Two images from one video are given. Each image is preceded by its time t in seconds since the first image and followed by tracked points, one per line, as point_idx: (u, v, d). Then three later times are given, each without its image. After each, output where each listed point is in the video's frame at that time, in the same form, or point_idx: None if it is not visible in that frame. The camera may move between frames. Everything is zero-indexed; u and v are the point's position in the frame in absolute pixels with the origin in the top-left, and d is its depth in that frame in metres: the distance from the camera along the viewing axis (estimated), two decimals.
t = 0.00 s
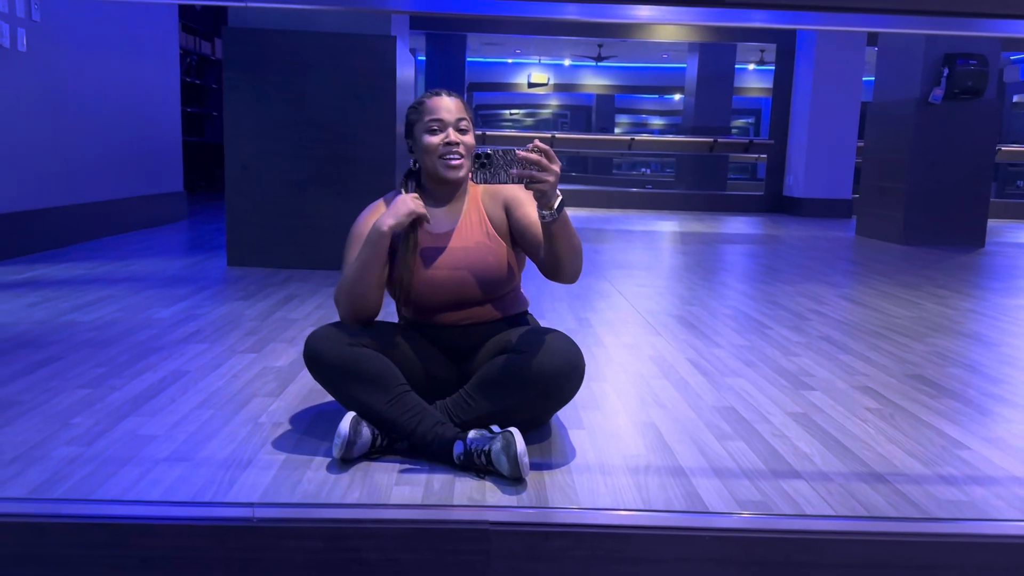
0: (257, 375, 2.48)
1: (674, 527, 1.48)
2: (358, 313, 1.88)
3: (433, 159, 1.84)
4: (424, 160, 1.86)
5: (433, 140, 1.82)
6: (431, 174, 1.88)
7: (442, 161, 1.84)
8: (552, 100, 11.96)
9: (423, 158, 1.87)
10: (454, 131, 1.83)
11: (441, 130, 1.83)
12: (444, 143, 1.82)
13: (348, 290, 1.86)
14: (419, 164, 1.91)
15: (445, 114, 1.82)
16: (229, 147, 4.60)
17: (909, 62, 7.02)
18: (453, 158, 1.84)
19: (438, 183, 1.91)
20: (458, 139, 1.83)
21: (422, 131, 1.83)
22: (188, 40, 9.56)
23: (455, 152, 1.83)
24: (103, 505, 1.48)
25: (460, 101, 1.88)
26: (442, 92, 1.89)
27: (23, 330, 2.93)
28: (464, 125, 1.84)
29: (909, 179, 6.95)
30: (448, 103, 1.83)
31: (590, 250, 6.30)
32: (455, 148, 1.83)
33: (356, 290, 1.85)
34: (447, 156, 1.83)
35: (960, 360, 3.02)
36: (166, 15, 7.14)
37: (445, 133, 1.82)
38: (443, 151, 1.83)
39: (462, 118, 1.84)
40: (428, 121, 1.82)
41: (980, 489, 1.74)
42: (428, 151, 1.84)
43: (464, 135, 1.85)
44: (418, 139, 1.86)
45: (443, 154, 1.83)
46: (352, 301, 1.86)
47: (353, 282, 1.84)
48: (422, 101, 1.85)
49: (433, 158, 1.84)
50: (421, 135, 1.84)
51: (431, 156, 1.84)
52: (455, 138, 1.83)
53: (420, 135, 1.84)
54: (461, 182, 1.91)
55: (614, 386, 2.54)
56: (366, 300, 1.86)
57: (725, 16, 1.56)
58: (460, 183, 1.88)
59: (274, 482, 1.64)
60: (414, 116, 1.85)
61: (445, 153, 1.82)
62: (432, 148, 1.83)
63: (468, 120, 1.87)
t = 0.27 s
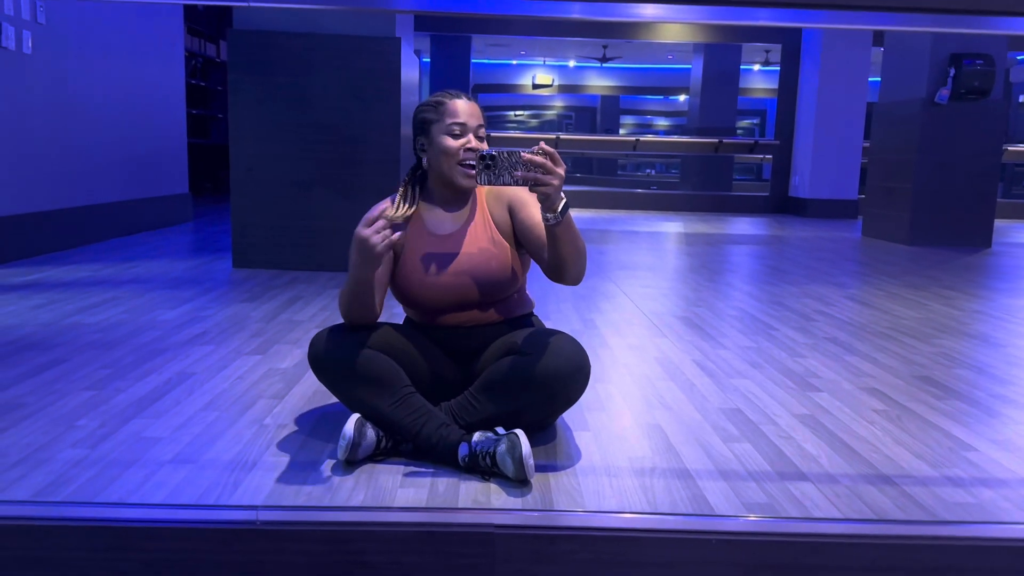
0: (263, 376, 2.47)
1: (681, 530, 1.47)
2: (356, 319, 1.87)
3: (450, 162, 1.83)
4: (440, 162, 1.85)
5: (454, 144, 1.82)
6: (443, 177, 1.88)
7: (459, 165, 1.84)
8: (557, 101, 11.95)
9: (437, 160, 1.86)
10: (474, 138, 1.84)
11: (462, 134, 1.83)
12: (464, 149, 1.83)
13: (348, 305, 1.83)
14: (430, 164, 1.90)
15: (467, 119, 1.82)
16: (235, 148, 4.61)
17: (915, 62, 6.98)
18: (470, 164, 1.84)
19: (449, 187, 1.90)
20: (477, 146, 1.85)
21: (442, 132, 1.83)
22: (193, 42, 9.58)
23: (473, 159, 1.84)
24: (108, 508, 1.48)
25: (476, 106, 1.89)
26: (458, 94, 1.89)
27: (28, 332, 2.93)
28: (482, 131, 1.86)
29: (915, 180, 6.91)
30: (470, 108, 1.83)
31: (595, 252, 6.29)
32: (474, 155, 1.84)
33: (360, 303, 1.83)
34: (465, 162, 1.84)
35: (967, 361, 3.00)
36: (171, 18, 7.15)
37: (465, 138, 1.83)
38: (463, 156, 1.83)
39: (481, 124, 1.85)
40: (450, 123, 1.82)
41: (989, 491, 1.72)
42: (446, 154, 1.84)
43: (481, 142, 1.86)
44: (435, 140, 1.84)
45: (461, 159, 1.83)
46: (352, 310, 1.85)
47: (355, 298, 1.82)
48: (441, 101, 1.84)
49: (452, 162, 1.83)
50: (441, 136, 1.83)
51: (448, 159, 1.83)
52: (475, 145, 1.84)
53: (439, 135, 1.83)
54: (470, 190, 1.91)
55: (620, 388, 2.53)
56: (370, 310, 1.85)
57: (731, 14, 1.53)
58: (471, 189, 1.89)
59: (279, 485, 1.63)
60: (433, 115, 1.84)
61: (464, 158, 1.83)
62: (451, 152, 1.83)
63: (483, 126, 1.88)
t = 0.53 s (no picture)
0: (262, 372, 2.47)
1: (681, 524, 1.46)
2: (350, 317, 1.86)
3: (448, 161, 1.83)
4: (438, 159, 1.85)
5: (452, 144, 1.81)
6: (441, 174, 1.88)
7: (456, 165, 1.83)
8: (559, 99, 11.94)
9: (435, 156, 1.86)
10: (473, 137, 1.82)
11: (461, 133, 1.81)
12: (462, 149, 1.82)
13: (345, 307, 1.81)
14: (430, 160, 1.89)
15: (468, 118, 1.80)
16: (236, 145, 4.61)
17: (918, 57, 6.97)
18: (468, 164, 1.83)
19: (447, 183, 1.90)
20: (476, 145, 1.83)
21: (442, 130, 1.81)
22: (196, 39, 9.58)
23: (471, 158, 1.83)
24: (105, 502, 1.48)
25: (480, 102, 1.86)
26: (462, 89, 1.86)
27: (28, 328, 2.93)
28: (483, 130, 1.84)
29: (919, 176, 6.89)
30: (472, 107, 1.81)
31: (597, 249, 6.28)
32: (472, 155, 1.82)
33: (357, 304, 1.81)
34: (463, 162, 1.83)
35: (970, 357, 2.99)
36: (173, 15, 7.15)
37: (464, 138, 1.81)
38: (460, 156, 1.82)
39: (483, 122, 1.83)
40: (450, 122, 1.80)
41: (991, 487, 1.71)
42: (445, 152, 1.83)
43: (481, 141, 1.84)
44: (435, 136, 1.83)
45: (458, 158, 1.83)
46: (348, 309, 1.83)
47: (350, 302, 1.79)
48: (444, 97, 1.81)
49: (448, 160, 1.83)
50: (440, 134, 1.82)
51: (446, 158, 1.83)
52: (474, 145, 1.82)
53: (439, 133, 1.82)
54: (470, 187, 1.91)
55: (621, 383, 2.52)
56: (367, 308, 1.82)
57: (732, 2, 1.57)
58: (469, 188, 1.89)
59: (277, 480, 1.63)
60: (434, 111, 1.82)
61: (462, 158, 1.82)
62: (449, 151, 1.82)
63: (485, 124, 1.86)
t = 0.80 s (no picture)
0: (264, 371, 2.47)
1: (683, 522, 1.46)
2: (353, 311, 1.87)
3: (446, 160, 1.82)
4: (435, 158, 1.84)
5: (450, 143, 1.80)
6: (439, 173, 1.87)
7: (454, 164, 1.82)
8: (559, 97, 11.86)
9: (433, 155, 1.85)
10: (470, 135, 1.81)
11: (459, 132, 1.80)
12: (460, 147, 1.81)
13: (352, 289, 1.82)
14: (428, 158, 1.88)
15: (465, 117, 1.79)
16: (237, 144, 4.61)
17: (920, 56, 6.95)
18: (466, 163, 1.83)
19: (445, 183, 1.89)
20: (474, 144, 1.82)
21: (439, 129, 1.80)
22: (197, 38, 9.58)
23: (469, 157, 1.82)
24: (106, 500, 1.48)
25: (477, 100, 1.85)
26: (459, 87, 1.85)
27: (30, 327, 2.93)
28: (480, 128, 1.83)
29: (921, 175, 6.88)
30: (469, 105, 1.80)
31: (599, 248, 6.27)
32: (470, 154, 1.82)
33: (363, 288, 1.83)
34: (461, 161, 1.82)
35: (972, 356, 2.98)
36: (174, 14, 7.15)
37: (462, 136, 1.80)
38: (458, 155, 1.81)
39: (480, 121, 1.82)
40: (447, 121, 1.79)
41: (993, 485, 1.71)
42: (442, 151, 1.82)
43: (479, 139, 1.83)
44: (432, 135, 1.82)
45: (456, 157, 1.82)
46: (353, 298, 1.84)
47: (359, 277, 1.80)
48: (440, 96, 1.80)
49: (446, 159, 1.82)
50: (437, 133, 1.81)
51: (444, 157, 1.82)
52: (471, 143, 1.81)
53: (436, 132, 1.81)
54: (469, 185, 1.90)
55: (623, 382, 2.52)
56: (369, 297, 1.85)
57: None
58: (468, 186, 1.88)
59: (278, 479, 1.63)
60: (431, 110, 1.81)
61: (460, 157, 1.81)
62: (447, 150, 1.81)
63: (483, 122, 1.85)
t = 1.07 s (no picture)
0: (266, 371, 2.47)
1: (689, 522, 1.46)
2: (357, 307, 1.88)
3: (443, 161, 1.82)
4: (433, 160, 1.84)
5: (446, 144, 1.80)
6: (437, 174, 1.87)
7: (451, 165, 1.82)
8: (560, 96, 11.83)
9: (430, 157, 1.85)
10: (467, 136, 1.81)
11: (455, 133, 1.80)
12: (456, 149, 1.81)
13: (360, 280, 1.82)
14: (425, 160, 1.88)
15: (461, 118, 1.79)
16: (239, 143, 4.61)
17: (921, 55, 6.95)
18: (463, 164, 1.82)
19: (444, 184, 1.89)
20: (470, 145, 1.82)
21: (436, 130, 1.80)
22: (197, 37, 9.58)
23: (466, 158, 1.82)
24: (112, 499, 1.48)
25: (474, 100, 1.85)
26: (456, 87, 1.85)
27: (33, 326, 2.93)
28: (477, 129, 1.82)
29: (921, 174, 6.88)
30: (465, 106, 1.80)
31: (600, 246, 6.28)
32: (467, 155, 1.82)
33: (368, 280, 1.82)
34: (458, 162, 1.82)
35: (974, 355, 2.99)
36: (175, 13, 7.15)
37: (458, 137, 1.80)
38: (455, 156, 1.81)
39: (476, 121, 1.82)
40: (444, 122, 1.79)
41: (997, 484, 1.71)
42: (439, 153, 1.82)
43: (476, 140, 1.83)
44: (429, 136, 1.83)
45: (453, 158, 1.82)
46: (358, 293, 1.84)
47: (370, 264, 1.79)
48: (436, 98, 1.81)
49: (443, 161, 1.82)
50: (434, 134, 1.81)
51: (441, 159, 1.82)
52: (468, 144, 1.81)
53: (433, 133, 1.81)
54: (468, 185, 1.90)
55: (625, 382, 2.52)
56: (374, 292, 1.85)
57: None
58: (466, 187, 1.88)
59: (283, 478, 1.63)
60: (427, 111, 1.81)
61: (456, 158, 1.81)
62: (444, 151, 1.81)
63: (479, 122, 1.85)
